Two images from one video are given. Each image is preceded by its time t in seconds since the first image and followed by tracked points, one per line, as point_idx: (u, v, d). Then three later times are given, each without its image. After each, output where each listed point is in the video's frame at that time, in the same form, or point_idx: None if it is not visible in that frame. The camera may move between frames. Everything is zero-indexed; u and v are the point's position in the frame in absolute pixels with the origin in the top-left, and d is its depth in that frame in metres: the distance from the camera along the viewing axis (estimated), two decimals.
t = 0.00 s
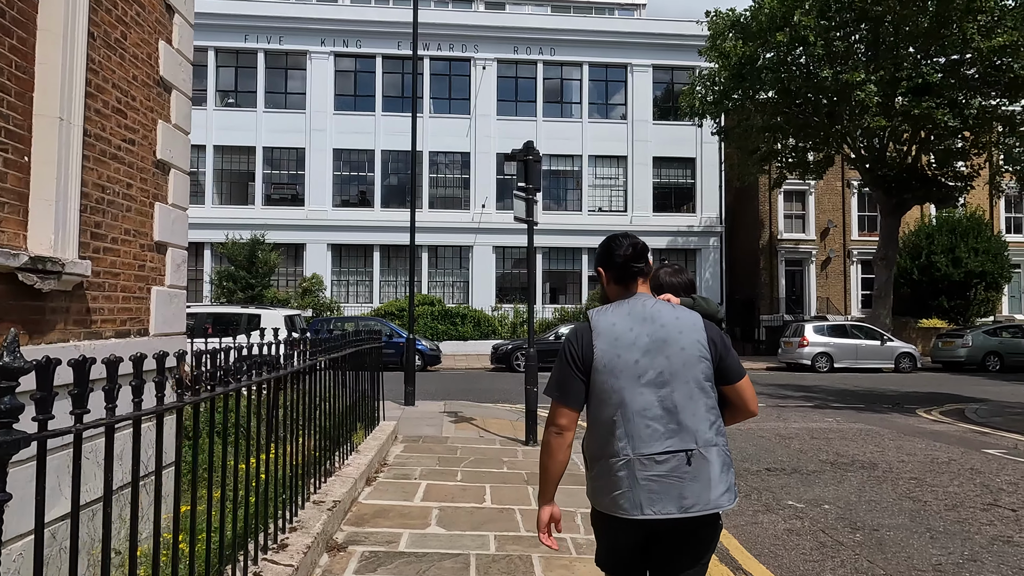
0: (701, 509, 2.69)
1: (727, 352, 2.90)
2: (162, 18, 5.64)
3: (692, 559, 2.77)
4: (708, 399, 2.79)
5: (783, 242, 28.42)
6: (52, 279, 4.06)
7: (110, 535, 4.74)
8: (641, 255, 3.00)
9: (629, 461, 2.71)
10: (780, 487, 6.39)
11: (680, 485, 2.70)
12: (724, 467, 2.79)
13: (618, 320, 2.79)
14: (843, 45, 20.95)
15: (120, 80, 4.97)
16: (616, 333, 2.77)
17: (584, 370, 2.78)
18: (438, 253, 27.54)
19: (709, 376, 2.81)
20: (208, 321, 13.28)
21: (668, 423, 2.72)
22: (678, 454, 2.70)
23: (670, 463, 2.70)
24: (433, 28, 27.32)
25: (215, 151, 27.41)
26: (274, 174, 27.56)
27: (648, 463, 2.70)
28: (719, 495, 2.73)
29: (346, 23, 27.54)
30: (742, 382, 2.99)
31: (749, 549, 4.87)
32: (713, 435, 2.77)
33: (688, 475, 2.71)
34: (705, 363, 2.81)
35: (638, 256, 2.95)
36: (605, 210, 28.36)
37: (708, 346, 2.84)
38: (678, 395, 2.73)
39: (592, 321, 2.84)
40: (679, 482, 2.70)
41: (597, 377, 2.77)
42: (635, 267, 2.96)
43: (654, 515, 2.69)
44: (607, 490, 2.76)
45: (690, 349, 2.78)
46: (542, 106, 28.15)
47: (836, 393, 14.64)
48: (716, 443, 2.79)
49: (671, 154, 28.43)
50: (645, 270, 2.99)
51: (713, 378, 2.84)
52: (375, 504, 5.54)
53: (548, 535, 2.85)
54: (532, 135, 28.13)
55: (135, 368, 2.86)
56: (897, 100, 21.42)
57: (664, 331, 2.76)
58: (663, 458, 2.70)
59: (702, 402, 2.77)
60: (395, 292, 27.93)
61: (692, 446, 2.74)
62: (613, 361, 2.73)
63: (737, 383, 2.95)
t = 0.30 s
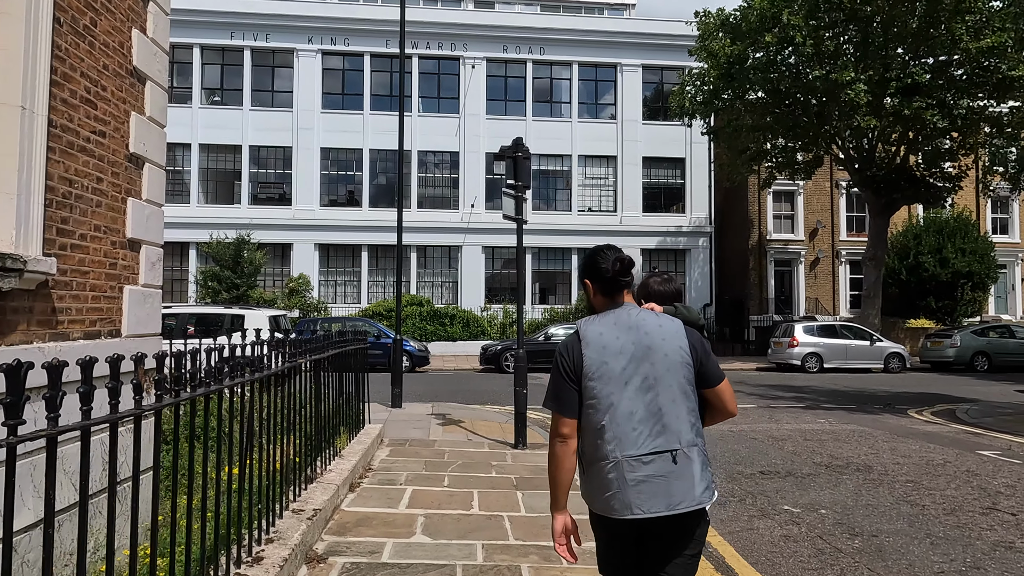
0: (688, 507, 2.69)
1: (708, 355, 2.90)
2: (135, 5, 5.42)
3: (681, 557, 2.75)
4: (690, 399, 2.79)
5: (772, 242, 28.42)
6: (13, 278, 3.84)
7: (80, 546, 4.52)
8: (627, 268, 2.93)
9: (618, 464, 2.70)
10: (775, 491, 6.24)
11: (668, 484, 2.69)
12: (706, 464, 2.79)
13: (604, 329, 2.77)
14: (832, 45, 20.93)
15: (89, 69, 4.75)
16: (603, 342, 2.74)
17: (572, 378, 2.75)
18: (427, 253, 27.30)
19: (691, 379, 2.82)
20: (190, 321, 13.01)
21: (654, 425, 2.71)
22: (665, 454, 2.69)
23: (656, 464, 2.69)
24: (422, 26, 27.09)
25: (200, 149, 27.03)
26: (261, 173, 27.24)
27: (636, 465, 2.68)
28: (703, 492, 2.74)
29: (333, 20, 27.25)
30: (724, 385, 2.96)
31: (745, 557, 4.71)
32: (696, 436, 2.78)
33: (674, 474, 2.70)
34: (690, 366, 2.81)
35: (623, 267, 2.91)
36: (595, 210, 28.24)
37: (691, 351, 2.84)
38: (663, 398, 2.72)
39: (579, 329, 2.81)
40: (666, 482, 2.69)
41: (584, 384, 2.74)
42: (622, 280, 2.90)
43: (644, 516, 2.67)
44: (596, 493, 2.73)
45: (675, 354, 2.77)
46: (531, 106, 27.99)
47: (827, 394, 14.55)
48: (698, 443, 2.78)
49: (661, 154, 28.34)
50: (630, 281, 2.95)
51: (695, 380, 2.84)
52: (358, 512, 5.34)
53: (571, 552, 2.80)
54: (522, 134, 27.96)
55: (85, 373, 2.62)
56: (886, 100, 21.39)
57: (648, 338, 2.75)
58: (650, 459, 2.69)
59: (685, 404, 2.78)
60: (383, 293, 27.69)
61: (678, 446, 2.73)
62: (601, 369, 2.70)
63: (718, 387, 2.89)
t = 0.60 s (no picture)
0: (674, 493, 2.76)
1: (698, 349, 2.96)
2: None
3: (665, 540, 2.83)
4: (679, 391, 2.84)
5: (769, 243, 28.26)
6: None
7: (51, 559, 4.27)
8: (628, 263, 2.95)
9: (607, 449, 2.76)
10: (780, 498, 6.03)
11: (655, 470, 2.75)
12: (693, 454, 2.86)
13: (599, 320, 2.81)
14: (830, 44, 20.74)
15: (63, 56, 4.53)
16: (597, 333, 2.78)
17: (565, 367, 2.79)
18: (422, 254, 27.09)
19: (682, 371, 2.87)
20: (180, 322, 12.75)
21: (644, 415, 2.77)
22: (654, 442, 2.75)
23: (645, 451, 2.75)
24: (417, 25, 26.86)
25: (193, 149, 26.73)
26: (255, 173, 26.96)
27: (624, 451, 2.75)
28: (689, 479, 2.81)
29: (328, 19, 27.00)
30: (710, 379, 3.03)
31: (752, 569, 4.50)
32: (685, 426, 2.83)
33: (662, 460, 2.76)
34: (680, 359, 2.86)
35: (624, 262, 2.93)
36: (591, 210, 28.05)
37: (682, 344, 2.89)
38: (654, 388, 2.77)
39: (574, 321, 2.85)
40: (653, 468, 2.76)
41: (577, 374, 2.78)
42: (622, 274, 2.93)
43: (631, 500, 2.74)
44: (586, 476, 2.79)
45: (667, 346, 2.81)
46: (527, 105, 27.78)
47: (827, 395, 14.36)
48: (686, 432, 2.84)
49: (658, 154, 28.16)
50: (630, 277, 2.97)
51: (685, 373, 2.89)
52: (347, 522, 5.11)
53: (556, 497, 3.01)
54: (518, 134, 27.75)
55: (26, 379, 2.33)
56: (885, 100, 21.19)
57: (641, 331, 2.79)
58: (639, 447, 2.75)
59: (674, 395, 2.83)
60: (378, 293, 27.45)
61: (667, 434, 2.79)
62: (594, 359, 2.74)
63: (704, 378, 2.97)
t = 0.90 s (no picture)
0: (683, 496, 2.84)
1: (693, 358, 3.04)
2: None
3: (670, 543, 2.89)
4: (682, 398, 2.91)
5: (770, 239, 28.02)
6: None
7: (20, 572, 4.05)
8: (628, 274, 3.01)
9: (621, 458, 2.75)
10: (788, 503, 5.82)
11: (666, 476, 2.80)
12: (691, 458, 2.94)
13: (610, 330, 2.80)
14: (832, 37, 20.46)
15: (37, 41, 4.32)
16: (610, 344, 2.77)
17: (578, 377, 2.75)
18: (421, 250, 26.88)
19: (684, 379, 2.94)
20: (174, 320, 12.55)
21: (656, 423, 2.79)
22: (665, 449, 2.79)
23: (658, 457, 2.78)
24: (415, 19, 26.58)
25: (190, 144, 26.47)
26: (253, 169, 26.71)
27: (638, 459, 2.75)
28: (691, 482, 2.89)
29: (325, 12, 26.71)
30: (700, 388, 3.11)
31: None
32: (686, 430, 2.91)
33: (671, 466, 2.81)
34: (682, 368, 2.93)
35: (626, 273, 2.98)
36: (591, 206, 27.82)
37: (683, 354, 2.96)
38: (663, 397, 2.81)
39: (583, 331, 2.82)
40: (665, 475, 2.79)
41: (591, 383, 2.75)
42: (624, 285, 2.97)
43: (645, 505, 2.76)
44: (596, 486, 2.75)
45: (671, 355, 2.86)
46: (527, 100, 27.53)
47: (831, 394, 14.15)
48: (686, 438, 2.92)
49: (658, 150, 27.92)
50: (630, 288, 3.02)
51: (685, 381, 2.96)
52: (338, 529, 4.92)
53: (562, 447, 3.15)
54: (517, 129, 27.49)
55: None
56: (889, 95, 20.86)
57: (651, 341, 2.82)
58: (652, 454, 2.77)
59: (679, 403, 2.89)
60: (376, 290, 27.23)
61: (673, 440, 2.84)
62: (610, 368, 2.74)
63: (697, 387, 3.02)
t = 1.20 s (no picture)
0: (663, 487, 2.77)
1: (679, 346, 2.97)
2: None
3: (654, 537, 2.82)
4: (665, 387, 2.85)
5: (774, 233, 27.74)
6: None
7: None
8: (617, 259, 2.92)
9: (599, 444, 2.71)
10: (799, 503, 5.61)
11: (644, 465, 2.73)
12: (672, 448, 2.87)
13: (592, 317, 2.78)
14: (838, 26, 20.13)
15: (11, 17, 4.09)
16: (590, 330, 2.75)
17: (557, 361, 2.76)
18: (422, 243, 26.64)
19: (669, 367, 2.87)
20: (169, 313, 12.33)
21: (634, 409, 2.74)
22: (643, 438, 2.73)
23: (637, 446, 2.73)
24: (416, 10, 26.26)
25: (189, 136, 26.20)
26: (252, 161, 26.48)
27: (615, 446, 2.70)
28: (670, 472, 2.81)
29: (325, 3, 26.40)
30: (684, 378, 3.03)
31: None
32: (667, 421, 2.84)
33: (649, 454, 2.75)
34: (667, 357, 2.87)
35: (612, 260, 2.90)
36: (593, 199, 27.56)
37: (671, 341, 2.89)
38: (644, 384, 2.76)
39: (565, 317, 2.81)
40: (642, 462, 2.72)
41: (570, 369, 2.74)
42: (611, 270, 2.89)
43: (623, 494, 2.70)
44: (573, 470, 2.74)
45: (654, 344, 2.81)
46: (528, 92, 27.24)
47: (837, 389, 13.92)
48: (667, 427, 2.85)
49: (661, 142, 27.64)
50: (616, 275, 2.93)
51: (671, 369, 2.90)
52: (332, 531, 4.71)
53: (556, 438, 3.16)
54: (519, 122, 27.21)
55: None
56: (895, 86, 20.53)
57: (632, 329, 2.77)
58: (631, 441, 2.72)
59: (661, 392, 2.83)
60: (377, 284, 27.00)
61: (653, 430, 2.78)
62: (587, 353, 2.72)
63: (682, 378, 2.94)
